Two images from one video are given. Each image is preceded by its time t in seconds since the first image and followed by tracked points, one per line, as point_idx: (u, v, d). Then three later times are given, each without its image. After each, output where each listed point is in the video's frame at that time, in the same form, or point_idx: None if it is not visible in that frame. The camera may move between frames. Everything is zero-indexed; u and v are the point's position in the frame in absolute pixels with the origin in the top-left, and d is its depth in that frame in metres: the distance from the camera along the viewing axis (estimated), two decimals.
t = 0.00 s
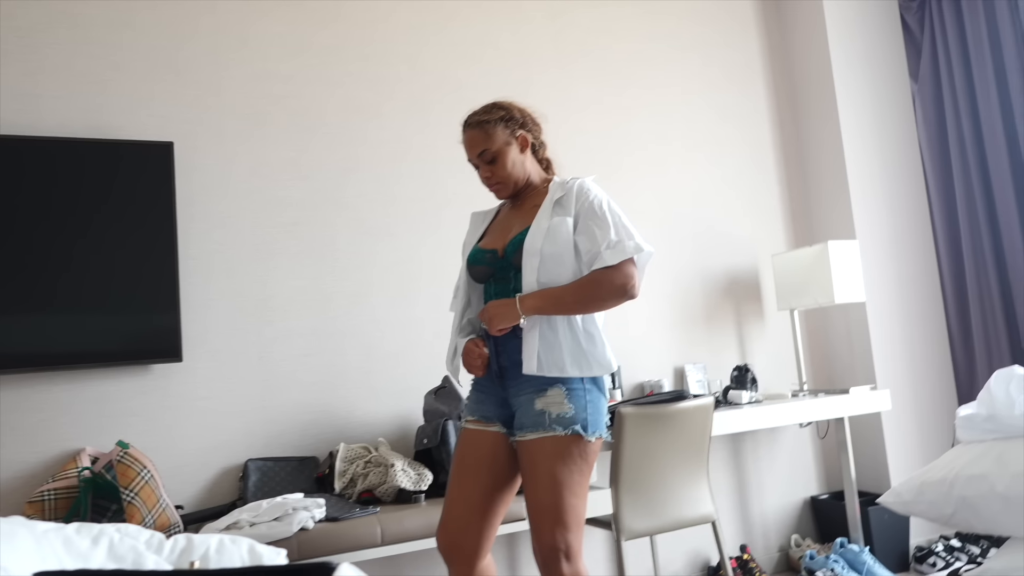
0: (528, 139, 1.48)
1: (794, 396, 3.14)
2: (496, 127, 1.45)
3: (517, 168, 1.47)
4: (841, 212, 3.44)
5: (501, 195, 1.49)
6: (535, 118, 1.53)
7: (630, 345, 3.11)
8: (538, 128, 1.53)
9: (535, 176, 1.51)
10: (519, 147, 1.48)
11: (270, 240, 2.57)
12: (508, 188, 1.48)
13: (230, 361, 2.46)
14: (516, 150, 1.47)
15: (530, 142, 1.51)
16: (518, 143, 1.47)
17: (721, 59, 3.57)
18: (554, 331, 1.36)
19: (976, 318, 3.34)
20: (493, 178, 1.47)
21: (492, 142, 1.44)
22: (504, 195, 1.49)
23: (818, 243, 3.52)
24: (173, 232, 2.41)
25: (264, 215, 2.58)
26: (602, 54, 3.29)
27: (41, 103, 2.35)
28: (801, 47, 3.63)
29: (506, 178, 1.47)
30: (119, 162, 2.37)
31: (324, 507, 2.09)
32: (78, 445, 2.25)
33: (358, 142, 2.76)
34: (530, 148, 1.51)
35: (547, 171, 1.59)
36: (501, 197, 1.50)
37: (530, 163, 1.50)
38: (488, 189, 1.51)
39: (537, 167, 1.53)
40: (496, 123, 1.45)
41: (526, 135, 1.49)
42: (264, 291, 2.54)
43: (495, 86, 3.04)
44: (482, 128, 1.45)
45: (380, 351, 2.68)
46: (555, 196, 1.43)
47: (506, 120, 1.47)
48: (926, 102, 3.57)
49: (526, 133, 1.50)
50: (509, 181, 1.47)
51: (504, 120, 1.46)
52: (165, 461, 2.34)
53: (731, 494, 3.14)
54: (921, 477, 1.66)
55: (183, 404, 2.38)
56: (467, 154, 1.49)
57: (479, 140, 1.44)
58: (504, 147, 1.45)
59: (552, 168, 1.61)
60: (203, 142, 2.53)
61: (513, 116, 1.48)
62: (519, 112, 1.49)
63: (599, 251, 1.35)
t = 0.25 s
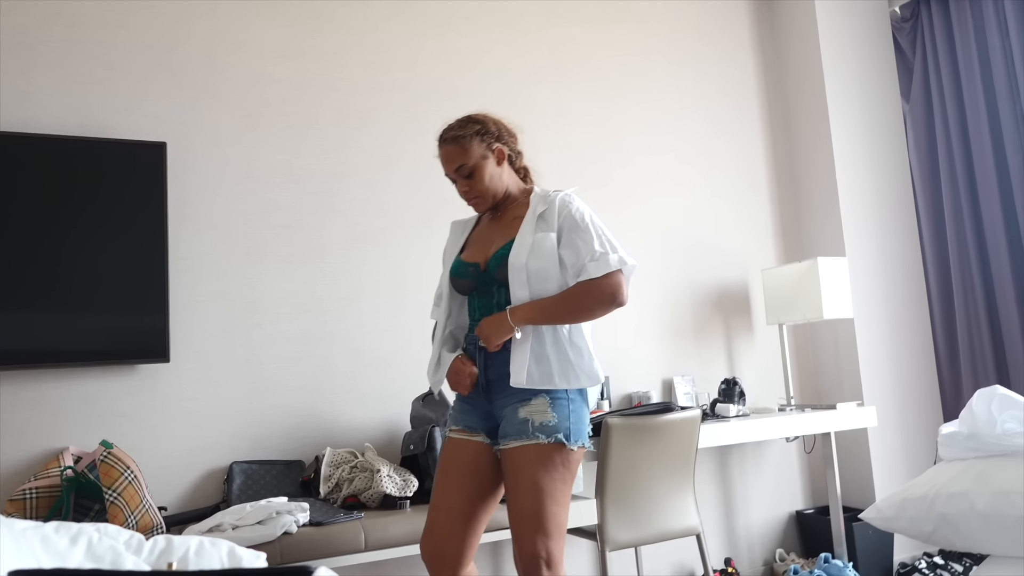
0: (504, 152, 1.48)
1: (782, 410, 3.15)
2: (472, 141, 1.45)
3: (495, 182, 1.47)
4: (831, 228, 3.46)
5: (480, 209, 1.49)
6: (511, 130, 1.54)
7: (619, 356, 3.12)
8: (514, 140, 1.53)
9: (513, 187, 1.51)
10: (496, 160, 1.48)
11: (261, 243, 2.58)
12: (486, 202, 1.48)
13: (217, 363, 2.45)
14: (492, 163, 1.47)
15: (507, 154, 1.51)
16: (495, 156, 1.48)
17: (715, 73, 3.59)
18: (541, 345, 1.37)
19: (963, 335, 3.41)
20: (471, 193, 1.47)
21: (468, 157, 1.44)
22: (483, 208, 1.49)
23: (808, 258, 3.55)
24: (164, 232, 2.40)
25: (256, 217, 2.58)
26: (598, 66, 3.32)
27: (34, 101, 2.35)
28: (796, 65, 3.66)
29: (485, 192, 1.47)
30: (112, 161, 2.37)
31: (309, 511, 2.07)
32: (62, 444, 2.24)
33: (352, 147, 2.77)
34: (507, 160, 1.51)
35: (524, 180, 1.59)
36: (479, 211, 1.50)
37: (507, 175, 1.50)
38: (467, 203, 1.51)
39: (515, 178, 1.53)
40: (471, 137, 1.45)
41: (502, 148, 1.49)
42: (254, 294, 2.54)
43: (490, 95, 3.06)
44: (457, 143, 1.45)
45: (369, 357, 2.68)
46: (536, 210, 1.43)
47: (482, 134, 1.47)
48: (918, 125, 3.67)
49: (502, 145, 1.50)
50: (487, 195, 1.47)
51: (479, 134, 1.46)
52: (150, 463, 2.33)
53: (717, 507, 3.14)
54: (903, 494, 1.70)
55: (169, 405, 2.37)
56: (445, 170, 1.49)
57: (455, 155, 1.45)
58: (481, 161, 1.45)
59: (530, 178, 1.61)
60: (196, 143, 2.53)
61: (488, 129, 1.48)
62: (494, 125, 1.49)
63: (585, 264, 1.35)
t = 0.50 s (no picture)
0: (473, 165, 1.48)
1: (774, 420, 3.16)
2: (440, 156, 1.45)
3: (466, 194, 1.48)
4: (827, 239, 3.48)
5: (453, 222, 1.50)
6: (478, 141, 1.54)
7: (613, 363, 3.12)
8: (482, 150, 1.54)
9: (485, 198, 1.51)
10: (466, 172, 1.48)
11: (257, 244, 2.58)
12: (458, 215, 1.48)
13: (210, 363, 2.45)
14: (462, 176, 1.47)
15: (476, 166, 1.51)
16: (464, 168, 1.48)
17: (714, 83, 3.61)
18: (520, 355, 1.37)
19: (956, 347, 3.43)
20: (443, 207, 1.47)
21: (438, 172, 1.45)
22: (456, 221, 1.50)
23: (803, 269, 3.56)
24: (160, 231, 2.40)
25: (253, 218, 2.59)
26: (597, 74, 3.33)
27: (33, 97, 2.35)
28: (795, 76, 3.68)
29: (456, 206, 1.47)
30: (109, 159, 2.37)
31: (300, 513, 2.08)
32: (53, 441, 2.24)
33: (349, 149, 2.77)
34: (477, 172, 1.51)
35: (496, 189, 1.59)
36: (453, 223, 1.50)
37: (478, 186, 1.51)
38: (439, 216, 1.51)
39: (485, 189, 1.53)
40: (439, 152, 1.45)
41: (471, 160, 1.49)
42: (249, 294, 2.54)
43: (489, 100, 3.06)
44: (425, 158, 1.45)
45: (363, 359, 2.68)
46: (510, 222, 1.44)
47: (450, 148, 1.47)
48: (915, 139, 3.70)
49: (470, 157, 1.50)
50: (459, 209, 1.48)
51: (447, 148, 1.46)
52: (140, 462, 2.33)
53: (708, 516, 3.15)
54: (891, 507, 1.79)
55: (161, 404, 2.38)
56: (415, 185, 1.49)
57: (425, 171, 1.45)
58: (450, 175, 1.45)
59: (501, 186, 1.61)
60: (194, 143, 2.53)
61: (456, 143, 1.48)
62: (462, 138, 1.49)
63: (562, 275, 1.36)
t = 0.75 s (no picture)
0: (432, 183, 1.50)
1: (773, 423, 3.16)
2: (399, 178, 1.47)
3: (428, 212, 1.49)
4: (823, 242, 3.48)
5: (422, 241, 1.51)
6: (435, 158, 1.55)
7: (611, 368, 3.12)
8: (440, 166, 1.55)
9: (450, 212, 1.53)
10: (426, 191, 1.49)
11: (253, 256, 2.58)
12: (425, 233, 1.50)
13: (207, 376, 2.45)
14: (423, 195, 1.49)
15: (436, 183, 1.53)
16: (424, 187, 1.49)
17: (708, 88, 3.62)
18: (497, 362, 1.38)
19: (953, 346, 3.44)
20: (409, 228, 1.50)
21: (398, 195, 1.47)
22: (425, 239, 1.52)
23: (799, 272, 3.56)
24: (155, 245, 2.40)
25: (248, 230, 2.59)
26: (590, 81, 3.34)
27: (27, 114, 2.36)
28: (787, 80, 3.69)
29: (421, 225, 1.49)
30: (103, 174, 2.37)
31: (299, 524, 2.09)
32: (50, 457, 2.23)
33: (344, 160, 2.78)
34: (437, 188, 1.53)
35: (459, 202, 1.60)
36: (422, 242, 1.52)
37: (441, 202, 1.52)
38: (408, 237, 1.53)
39: (449, 203, 1.55)
40: (398, 175, 1.47)
41: (430, 179, 1.50)
42: (246, 306, 2.54)
43: (483, 108, 3.07)
44: (384, 183, 1.47)
45: (360, 369, 2.68)
46: (474, 233, 1.44)
47: (408, 169, 1.49)
48: (909, 140, 3.71)
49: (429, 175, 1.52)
50: (424, 227, 1.50)
51: (404, 169, 1.48)
52: (138, 476, 2.32)
53: (709, 520, 3.14)
54: (888, 509, 1.79)
55: (159, 418, 2.37)
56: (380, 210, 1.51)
57: (386, 195, 1.47)
58: (411, 196, 1.47)
59: (464, 198, 1.63)
60: (189, 156, 2.54)
61: (413, 163, 1.50)
62: (418, 157, 1.51)
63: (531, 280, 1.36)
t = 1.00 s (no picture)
0: (404, 195, 1.50)
1: (771, 424, 3.16)
2: (372, 194, 1.47)
3: (403, 224, 1.50)
4: (818, 242, 3.49)
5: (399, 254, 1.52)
6: (405, 170, 1.55)
7: (608, 372, 3.12)
8: (411, 177, 1.55)
9: (425, 222, 1.53)
10: (399, 204, 1.50)
11: (248, 264, 2.58)
12: (402, 245, 1.51)
13: (203, 385, 2.45)
14: (396, 209, 1.49)
15: (409, 195, 1.53)
16: (397, 200, 1.50)
17: (702, 90, 3.63)
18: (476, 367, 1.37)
19: (950, 345, 3.44)
20: (385, 242, 1.50)
21: (372, 211, 1.47)
22: (402, 252, 1.52)
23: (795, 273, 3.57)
24: (150, 254, 2.40)
25: (243, 238, 2.59)
26: (584, 85, 3.35)
27: (21, 125, 2.36)
28: (780, 81, 3.70)
29: (397, 238, 1.49)
30: (97, 184, 2.37)
31: (297, 533, 2.08)
32: (47, 468, 2.23)
33: (338, 166, 2.78)
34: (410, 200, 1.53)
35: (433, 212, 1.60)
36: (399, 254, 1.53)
37: (415, 214, 1.52)
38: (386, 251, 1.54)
39: (423, 213, 1.55)
40: (371, 190, 1.47)
41: (403, 192, 1.51)
42: (242, 315, 2.54)
43: (476, 113, 3.08)
44: (356, 200, 1.47)
45: (356, 376, 2.68)
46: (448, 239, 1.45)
47: (380, 183, 1.49)
48: (902, 139, 3.72)
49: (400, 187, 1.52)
50: (400, 240, 1.50)
51: (376, 185, 1.48)
52: (135, 487, 2.31)
53: (708, 522, 3.14)
54: (885, 509, 1.79)
55: (156, 428, 2.37)
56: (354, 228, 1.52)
57: (360, 211, 1.47)
58: (385, 210, 1.48)
59: (438, 208, 1.63)
60: (183, 165, 2.54)
61: (384, 177, 1.50)
62: (388, 171, 1.51)
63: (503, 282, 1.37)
